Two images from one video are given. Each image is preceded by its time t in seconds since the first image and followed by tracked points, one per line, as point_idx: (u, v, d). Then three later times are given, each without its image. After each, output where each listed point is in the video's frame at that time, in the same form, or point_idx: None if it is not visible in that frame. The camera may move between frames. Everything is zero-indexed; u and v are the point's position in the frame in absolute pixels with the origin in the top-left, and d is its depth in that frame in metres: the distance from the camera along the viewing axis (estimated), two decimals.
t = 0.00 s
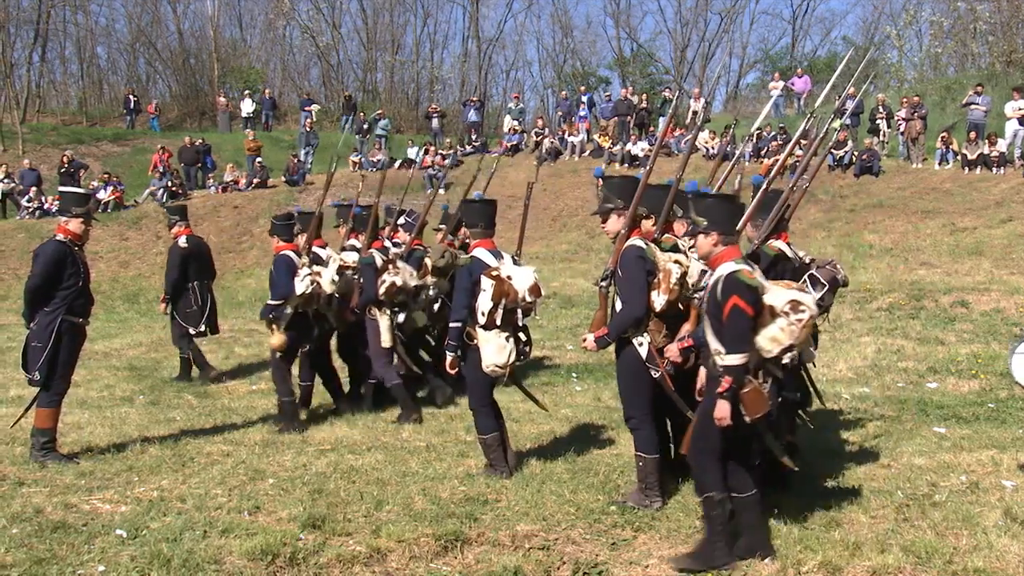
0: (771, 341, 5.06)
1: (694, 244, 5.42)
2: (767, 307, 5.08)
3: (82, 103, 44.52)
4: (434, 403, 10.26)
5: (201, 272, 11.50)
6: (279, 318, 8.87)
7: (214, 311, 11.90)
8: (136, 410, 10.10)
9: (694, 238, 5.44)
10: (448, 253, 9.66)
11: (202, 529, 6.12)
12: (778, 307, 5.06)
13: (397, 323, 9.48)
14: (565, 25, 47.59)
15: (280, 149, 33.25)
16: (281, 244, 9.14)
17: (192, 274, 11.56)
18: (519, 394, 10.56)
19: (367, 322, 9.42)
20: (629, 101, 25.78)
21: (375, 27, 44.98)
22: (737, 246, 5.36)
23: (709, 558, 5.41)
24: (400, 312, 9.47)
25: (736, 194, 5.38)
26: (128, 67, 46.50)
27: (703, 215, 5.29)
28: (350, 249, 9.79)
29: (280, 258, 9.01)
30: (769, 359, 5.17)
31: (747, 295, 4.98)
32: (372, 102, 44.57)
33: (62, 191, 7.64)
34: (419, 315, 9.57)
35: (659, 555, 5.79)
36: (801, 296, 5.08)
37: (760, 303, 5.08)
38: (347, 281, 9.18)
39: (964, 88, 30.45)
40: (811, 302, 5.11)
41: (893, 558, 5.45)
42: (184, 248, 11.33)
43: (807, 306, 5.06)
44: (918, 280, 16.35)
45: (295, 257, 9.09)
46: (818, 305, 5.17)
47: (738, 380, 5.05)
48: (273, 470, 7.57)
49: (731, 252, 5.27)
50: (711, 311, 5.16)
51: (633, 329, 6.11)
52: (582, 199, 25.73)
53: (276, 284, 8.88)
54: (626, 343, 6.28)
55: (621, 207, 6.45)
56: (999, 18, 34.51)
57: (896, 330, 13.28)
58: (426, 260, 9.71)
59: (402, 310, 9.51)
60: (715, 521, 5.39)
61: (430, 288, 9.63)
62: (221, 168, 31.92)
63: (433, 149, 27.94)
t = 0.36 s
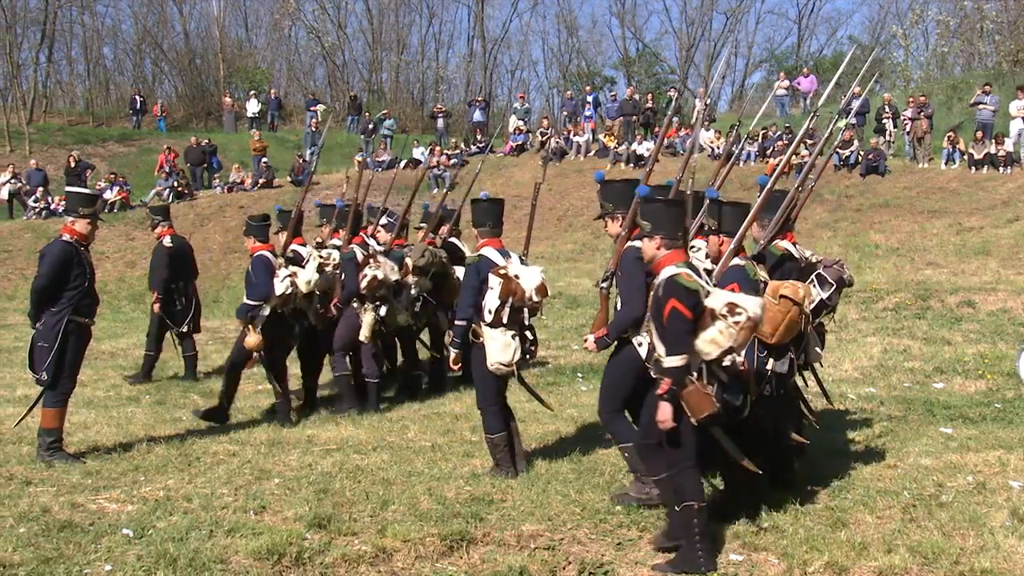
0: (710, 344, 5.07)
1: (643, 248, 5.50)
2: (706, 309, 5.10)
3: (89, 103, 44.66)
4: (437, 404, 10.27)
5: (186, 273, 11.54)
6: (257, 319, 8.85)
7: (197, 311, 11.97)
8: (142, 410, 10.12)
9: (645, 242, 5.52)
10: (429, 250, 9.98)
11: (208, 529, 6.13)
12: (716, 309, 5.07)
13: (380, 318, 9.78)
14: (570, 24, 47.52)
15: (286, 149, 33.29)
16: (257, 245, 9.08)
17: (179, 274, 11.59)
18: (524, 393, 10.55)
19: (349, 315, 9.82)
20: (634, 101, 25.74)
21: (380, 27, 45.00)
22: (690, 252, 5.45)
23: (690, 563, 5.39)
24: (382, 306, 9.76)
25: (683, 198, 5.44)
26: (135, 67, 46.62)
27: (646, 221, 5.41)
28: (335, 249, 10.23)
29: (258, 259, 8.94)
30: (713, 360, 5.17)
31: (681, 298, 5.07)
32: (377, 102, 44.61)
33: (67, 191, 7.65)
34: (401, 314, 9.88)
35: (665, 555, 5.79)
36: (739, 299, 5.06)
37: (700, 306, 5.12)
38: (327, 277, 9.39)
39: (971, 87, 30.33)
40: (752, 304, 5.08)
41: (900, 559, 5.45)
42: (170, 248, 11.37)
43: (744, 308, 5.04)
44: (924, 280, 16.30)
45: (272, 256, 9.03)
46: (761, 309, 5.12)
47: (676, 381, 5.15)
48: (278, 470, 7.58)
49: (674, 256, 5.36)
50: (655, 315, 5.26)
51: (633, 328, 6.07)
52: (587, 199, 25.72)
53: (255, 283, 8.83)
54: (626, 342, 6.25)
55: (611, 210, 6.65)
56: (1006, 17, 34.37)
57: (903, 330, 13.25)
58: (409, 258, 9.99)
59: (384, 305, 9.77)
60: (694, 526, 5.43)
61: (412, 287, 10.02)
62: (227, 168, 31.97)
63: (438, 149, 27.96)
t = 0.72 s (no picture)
0: (666, 341, 5.28)
1: (608, 246, 5.75)
2: (662, 308, 5.33)
3: (98, 104, 44.84)
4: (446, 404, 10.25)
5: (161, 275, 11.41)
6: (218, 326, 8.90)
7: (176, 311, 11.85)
8: (150, 409, 10.15)
9: (610, 241, 5.76)
10: (404, 253, 9.85)
11: (217, 528, 6.15)
12: (672, 309, 5.29)
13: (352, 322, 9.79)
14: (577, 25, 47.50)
15: (293, 149, 33.36)
16: (222, 249, 9.22)
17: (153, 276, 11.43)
18: (531, 393, 10.55)
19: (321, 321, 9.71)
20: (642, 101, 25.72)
21: (388, 27, 45.06)
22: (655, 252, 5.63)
23: (629, 550, 5.60)
24: (354, 313, 9.83)
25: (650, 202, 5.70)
26: (144, 68, 46.76)
27: (614, 218, 5.62)
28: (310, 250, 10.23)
29: (223, 264, 9.07)
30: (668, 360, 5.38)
31: (638, 296, 5.27)
32: (385, 102, 44.64)
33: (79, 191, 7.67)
34: (373, 314, 10.00)
35: (673, 555, 5.78)
36: (695, 300, 5.26)
37: (658, 304, 5.33)
38: (304, 278, 9.65)
39: (980, 86, 30.22)
40: (709, 305, 5.25)
41: (909, 560, 5.43)
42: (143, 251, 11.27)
43: (699, 308, 5.23)
44: (933, 280, 16.25)
45: (238, 262, 9.16)
46: (719, 311, 5.28)
47: (630, 376, 5.35)
48: (287, 470, 7.59)
49: (639, 253, 5.56)
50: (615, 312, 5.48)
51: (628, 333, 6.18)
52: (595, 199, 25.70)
53: (216, 292, 8.99)
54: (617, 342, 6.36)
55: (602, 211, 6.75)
56: (1017, 16, 34.24)
57: (912, 330, 13.21)
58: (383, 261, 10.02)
59: (358, 310, 9.87)
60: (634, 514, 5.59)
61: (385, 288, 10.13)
62: (235, 168, 32.05)
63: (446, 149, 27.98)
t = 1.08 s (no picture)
0: (640, 340, 5.36)
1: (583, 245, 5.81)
2: (636, 308, 5.43)
3: (112, 105, 45.14)
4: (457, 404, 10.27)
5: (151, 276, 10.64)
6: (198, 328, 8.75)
7: (168, 313, 11.15)
8: (164, 409, 10.20)
9: (587, 240, 5.82)
10: (393, 252, 10.27)
11: (230, 527, 6.17)
12: (646, 309, 5.39)
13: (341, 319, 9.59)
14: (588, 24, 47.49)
15: (305, 149, 33.46)
16: (209, 247, 9.20)
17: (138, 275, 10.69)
18: (542, 393, 10.56)
19: (313, 319, 9.59)
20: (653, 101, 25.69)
21: (399, 27, 45.12)
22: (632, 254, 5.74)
23: (575, 533, 5.90)
24: (343, 308, 9.62)
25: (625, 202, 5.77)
26: (157, 69, 47.01)
27: (589, 217, 5.70)
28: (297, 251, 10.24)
29: (206, 262, 9.02)
30: (643, 357, 5.48)
31: (613, 295, 5.39)
32: (396, 102, 44.71)
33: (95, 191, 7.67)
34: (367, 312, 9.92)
35: (686, 555, 5.77)
36: (669, 299, 5.34)
37: (632, 303, 5.43)
38: (289, 277, 9.74)
39: (995, 85, 30.04)
40: (682, 305, 5.33)
41: (923, 561, 5.41)
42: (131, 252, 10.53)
43: (672, 308, 5.30)
44: (947, 280, 16.17)
45: (221, 260, 9.12)
46: (692, 309, 5.37)
47: (607, 376, 5.43)
48: (300, 469, 7.62)
49: (614, 253, 5.65)
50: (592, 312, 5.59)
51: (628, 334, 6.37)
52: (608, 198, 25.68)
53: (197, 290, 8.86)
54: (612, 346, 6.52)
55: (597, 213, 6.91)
56: None
57: (926, 330, 13.15)
58: (371, 261, 10.21)
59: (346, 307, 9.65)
60: (584, 502, 5.84)
61: (376, 288, 10.19)
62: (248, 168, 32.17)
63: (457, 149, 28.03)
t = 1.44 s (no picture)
0: (613, 333, 5.60)
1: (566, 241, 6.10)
2: (612, 302, 5.64)
3: (136, 107, 45.62)
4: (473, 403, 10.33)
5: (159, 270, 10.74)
6: (205, 324, 9.01)
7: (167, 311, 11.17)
8: (187, 408, 10.29)
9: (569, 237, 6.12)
10: (394, 253, 10.45)
11: (253, 526, 6.22)
12: (620, 302, 5.60)
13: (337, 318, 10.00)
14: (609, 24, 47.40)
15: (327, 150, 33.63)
16: (214, 247, 9.30)
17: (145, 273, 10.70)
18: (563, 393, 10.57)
19: (306, 317, 9.96)
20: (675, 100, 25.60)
21: (420, 27, 45.18)
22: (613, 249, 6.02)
23: (594, 538, 5.86)
24: (339, 308, 10.02)
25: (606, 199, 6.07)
26: (180, 71, 47.38)
27: (572, 215, 6.01)
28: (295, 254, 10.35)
29: (210, 263, 9.12)
30: (619, 351, 5.68)
31: (586, 289, 5.58)
32: (417, 103, 44.82)
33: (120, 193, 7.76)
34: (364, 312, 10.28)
35: (708, 556, 5.76)
36: (639, 293, 5.55)
37: (606, 297, 5.63)
38: (288, 280, 9.72)
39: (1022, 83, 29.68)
40: (652, 299, 5.52)
41: (950, 563, 5.37)
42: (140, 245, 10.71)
43: (641, 301, 5.51)
44: (973, 280, 16.00)
45: (226, 259, 9.25)
46: (667, 304, 5.55)
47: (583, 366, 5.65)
48: (322, 469, 7.66)
49: (595, 247, 5.93)
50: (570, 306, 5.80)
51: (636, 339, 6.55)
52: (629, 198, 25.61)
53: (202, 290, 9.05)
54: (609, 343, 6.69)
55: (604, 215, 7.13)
56: None
57: (951, 330, 13.03)
58: (373, 261, 10.44)
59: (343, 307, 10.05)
60: (600, 506, 5.76)
61: (375, 287, 10.42)
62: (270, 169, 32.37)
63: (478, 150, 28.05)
